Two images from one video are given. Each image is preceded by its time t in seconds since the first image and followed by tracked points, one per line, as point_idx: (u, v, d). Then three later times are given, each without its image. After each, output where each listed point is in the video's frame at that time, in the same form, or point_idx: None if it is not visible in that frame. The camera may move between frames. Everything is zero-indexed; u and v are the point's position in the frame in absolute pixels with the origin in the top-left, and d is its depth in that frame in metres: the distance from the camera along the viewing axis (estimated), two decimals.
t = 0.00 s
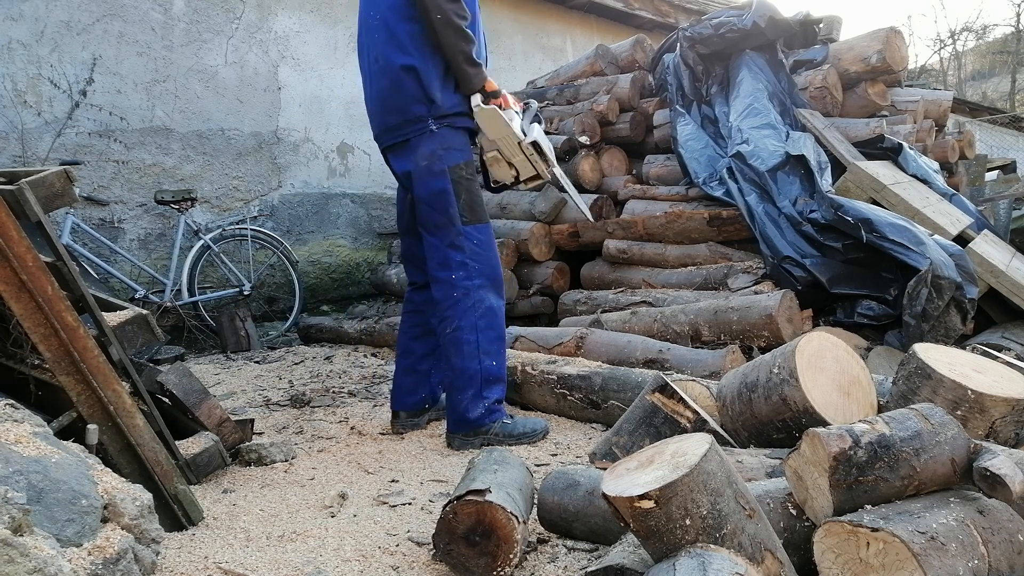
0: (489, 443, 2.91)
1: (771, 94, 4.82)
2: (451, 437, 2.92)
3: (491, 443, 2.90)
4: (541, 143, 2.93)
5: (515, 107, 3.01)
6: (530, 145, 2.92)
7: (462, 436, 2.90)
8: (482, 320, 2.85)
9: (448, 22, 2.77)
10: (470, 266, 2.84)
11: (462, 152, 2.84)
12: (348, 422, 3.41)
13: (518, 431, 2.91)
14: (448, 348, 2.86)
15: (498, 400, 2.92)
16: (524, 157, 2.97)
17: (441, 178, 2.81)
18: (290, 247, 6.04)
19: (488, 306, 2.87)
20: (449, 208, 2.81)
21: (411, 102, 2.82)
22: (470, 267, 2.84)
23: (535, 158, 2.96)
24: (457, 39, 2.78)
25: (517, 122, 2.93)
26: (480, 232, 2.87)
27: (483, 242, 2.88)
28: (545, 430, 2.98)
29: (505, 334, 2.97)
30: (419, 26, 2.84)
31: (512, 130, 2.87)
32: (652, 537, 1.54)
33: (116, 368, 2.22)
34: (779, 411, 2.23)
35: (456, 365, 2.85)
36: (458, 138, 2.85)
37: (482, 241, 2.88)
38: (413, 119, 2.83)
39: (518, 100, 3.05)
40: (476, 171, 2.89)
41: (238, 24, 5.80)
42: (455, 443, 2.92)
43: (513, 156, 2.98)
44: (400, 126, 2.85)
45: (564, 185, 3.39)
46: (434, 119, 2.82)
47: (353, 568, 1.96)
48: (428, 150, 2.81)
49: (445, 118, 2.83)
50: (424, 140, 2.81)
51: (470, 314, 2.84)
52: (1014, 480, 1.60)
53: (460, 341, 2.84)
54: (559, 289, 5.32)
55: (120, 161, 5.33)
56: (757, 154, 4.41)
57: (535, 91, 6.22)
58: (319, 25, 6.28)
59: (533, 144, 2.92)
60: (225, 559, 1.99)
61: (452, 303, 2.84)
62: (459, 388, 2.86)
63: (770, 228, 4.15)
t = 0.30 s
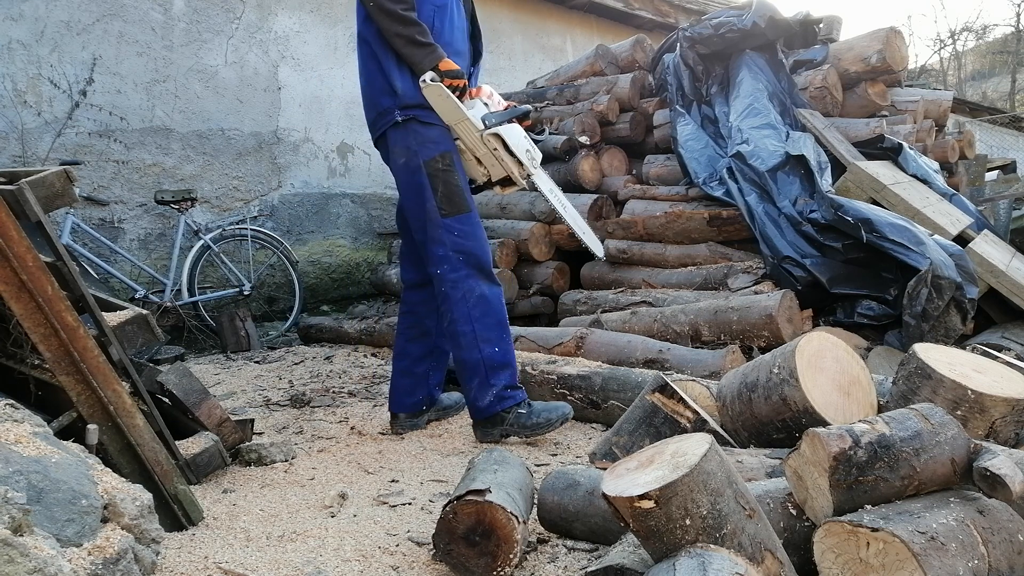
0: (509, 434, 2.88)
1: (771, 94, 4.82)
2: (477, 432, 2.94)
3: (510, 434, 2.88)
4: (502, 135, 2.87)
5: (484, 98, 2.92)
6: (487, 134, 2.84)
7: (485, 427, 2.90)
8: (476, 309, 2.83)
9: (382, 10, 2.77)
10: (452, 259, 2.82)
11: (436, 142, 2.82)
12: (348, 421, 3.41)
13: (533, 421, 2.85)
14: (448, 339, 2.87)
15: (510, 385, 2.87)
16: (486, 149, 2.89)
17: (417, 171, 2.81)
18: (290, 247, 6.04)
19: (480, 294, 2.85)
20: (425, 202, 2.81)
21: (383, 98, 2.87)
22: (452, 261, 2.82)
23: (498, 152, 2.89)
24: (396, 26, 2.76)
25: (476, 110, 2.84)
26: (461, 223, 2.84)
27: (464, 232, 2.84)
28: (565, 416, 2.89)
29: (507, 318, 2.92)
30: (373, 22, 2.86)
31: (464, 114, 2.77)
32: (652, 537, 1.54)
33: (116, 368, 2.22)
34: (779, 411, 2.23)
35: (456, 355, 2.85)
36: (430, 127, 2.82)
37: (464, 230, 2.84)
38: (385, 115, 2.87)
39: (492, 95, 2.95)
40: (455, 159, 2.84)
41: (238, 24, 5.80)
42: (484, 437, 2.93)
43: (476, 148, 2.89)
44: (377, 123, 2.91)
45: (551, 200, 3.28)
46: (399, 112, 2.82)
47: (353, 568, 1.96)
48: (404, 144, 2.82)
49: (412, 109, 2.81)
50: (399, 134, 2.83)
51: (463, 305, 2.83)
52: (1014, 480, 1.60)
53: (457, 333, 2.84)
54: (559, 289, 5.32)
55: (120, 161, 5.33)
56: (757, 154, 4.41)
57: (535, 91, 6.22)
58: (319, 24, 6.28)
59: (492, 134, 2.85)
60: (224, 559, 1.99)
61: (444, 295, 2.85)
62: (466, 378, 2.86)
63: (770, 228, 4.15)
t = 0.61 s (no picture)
0: (509, 440, 2.90)
1: (771, 94, 4.82)
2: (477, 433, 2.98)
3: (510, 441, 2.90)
4: (525, 147, 2.87)
5: (509, 107, 2.91)
6: (513, 147, 2.83)
7: (485, 433, 2.94)
8: (491, 322, 2.83)
9: (407, 21, 2.73)
10: (470, 270, 2.82)
11: (461, 152, 2.81)
12: (348, 421, 3.41)
13: (536, 433, 2.85)
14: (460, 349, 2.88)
15: (519, 398, 2.88)
16: (510, 159, 2.89)
17: (441, 181, 2.81)
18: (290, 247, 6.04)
19: (496, 306, 2.84)
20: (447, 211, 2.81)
21: (407, 107, 2.86)
22: (470, 272, 2.82)
23: (522, 163, 2.90)
24: (421, 37, 2.73)
25: (502, 122, 2.82)
26: (482, 233, 2.84)
27: (486, 243, 2.84)
28: (571, 435, 2.88)
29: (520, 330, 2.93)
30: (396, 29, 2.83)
31: (491, 127, 2.76)
32: (652, 537, 1.54)
33: (116, 368, 2.22)
34: (779, 411, 2.23)
35: (469, 366, 2.86)
36: (455, 136, 2.81)
37: (485, 241, 2.84)
38: (409, 123, 2.86)
39: (517, 102, 2.94)
40: (479, 169, 2.84)
41: (238, 24, 5.80)
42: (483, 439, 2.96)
43: (500, 158, 2.90)
44: (400, 130, 2.91)
45: (571, 202, 3.30)
46: (423, 121, 2.82)
47: (353, 568, 1.96)
48: (429, 152, 2.82)
49: (437, 118, 2.81)
50: (423, 143, 2.83)
51: (477, 316, 2.83)
52: (1014, 480, 1.60)
53: (471, 344, 2.84)
54: (559, 289, 5.32)
55: (120, 161, 5.33)
56: (757, 154, 4.41)
57: (535, 91, 6.22)
58: (319, 24, 6.27)
59: (516, 146, 2.84)
60: (224, 559, 1.99)
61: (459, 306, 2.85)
62: (475, 389, 2.88)
63: (770, 228, 4.14)
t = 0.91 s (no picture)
0: (509, 440, 2.90)
1: (771, 94, 4.83)
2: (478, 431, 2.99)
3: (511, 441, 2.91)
4: (558, 142, 2.84)
5: (540, 102, 2.96)
6: (545, 140, 2.82)
7: (486, 432, 2.95)
8: (515, 323, 2.83)
9: (446, 17, 2.72)
10: (502, 269, 2.82)
11: (497, 148, 2.81)
12: (348, 421, 3.41)
13: (536, 433, 2.85)
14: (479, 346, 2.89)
15: (528, 401, 2.89)
16: (541, 155, 2.87)
17: (477, 177, 2.81)
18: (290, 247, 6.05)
19: (524, 307, 2.84)
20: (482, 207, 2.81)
21: (441, 103, 2.85)
22: (502, 270, 2.82)
23: (554, 159, 2.87)
24: (460, 34, 2.73)
25: (535, 115, 2.85)
26: (517, 231, 2.83)
27: (519, 241, 2.83)
28: (571, 436, 2.88)
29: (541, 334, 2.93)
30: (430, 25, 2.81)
31: (525, 120, 2.78)
32: (652, 537, 1.54)
33: (116, 368, 2.22)
34: (779, 411, 2.23)
35: (486, 365, 2.87)
36: (491, 133, 2.81)
37: (519, 239, 2.83)
38: (444, 120, 2.86)
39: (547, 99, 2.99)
40: (513, 166, 2.84)
41: (238, 24, 5.79)
42: (483, 437, 2.97)
43: (531, 153, 2.88)
44: (434, 126, 2.90)
45: (599, 206, 3.28)
46: (460, 118, 2.82)
47: (353, 568, 1.96)
48: (465, 149, 2.82)
49: (475, 115, 2.81)
50: (459, 140, 2.83)
51: (503, 316, 2.83)
52: (1014, 480, 1.60)
53: (491, 342, 2.85)
54: (559, 289, 5.31)
55: (120, 161, 5.34)
56: (758, 154, 4.41)
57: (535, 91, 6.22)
58: (320, 24, 6.26)
59: (549, 140, 2.82)
60: (224, 559, 1.99)
61: (486, 305, 2.85)
62: (488, 386, 2.89)
63: (770, 228, 4.14)
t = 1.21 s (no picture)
0: (508, 440, 2.90)
1: (771, 94, 4.83)
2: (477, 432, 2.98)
3: (510, 442, 2.90)
4: (554, 143, 2.86)
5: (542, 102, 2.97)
6: (540, 142, 2.83)
7: (486, 432, 2.94)
8: (510, 322, 2.83)
9: (439, 12, 2.70)
10: (497, 268, 2.83)
11: (493, 146, 2.81)
12: (348, 421, 3.41)
13: (535, 433, 2.85)
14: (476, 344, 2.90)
15: (525, 401, 2.88)
16: (538, 156, 2.88)
17: (473, 176, 2.82)
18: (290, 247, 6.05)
19: (519, 307, 2.83)
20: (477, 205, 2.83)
21: (439, 101, 2.86)
22: (497, 269, 2.83)
23: (550, 161, 2.89)
24: (453, 30, 2.70)
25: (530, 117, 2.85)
26: (513, 231, 2.83)
27: (515, 241, 2.83)
28: (571, 437, 2.88)
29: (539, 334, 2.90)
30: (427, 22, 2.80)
31: (518, 119, 2.77)
32: (652, 537, 1.54)
33: (116, 368, 2.22)
34: (779, 411, 2.23)
35: (483, 365, 2.87)
36: (487, 131, 2.81)
37: (514, 239, 2.83)
38: (442, 118, 2.87)
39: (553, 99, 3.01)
40: (510, 164, 2.84)
41: (238, 24, 5.79)
42: (482, 437, 2.97)
43: (528, 154, 2.88)
44: (433, 124, 2.92)
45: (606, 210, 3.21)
46: (456, 116, 2.83)
47: (353, 569, 1.96)
48: (462, 148, 2.84)
49: (471, 113, 2.81)
50: (456, 138, 2.85)
51: (498, 315, 2.83)
52: (1014, 480, 1.59)
53: (487, 341, 2.86)
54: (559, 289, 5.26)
55: (120, 161, 5.34)
56: (757, 154, 4.41)
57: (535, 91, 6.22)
58: (320, 24, 6.26)
59: (544, 142, 2.84)
60: (224, 559, 1.99)
61: (482, 303, 2.87)
62: (484, 385, 2.89)
63: (770, 228, 4.15)
